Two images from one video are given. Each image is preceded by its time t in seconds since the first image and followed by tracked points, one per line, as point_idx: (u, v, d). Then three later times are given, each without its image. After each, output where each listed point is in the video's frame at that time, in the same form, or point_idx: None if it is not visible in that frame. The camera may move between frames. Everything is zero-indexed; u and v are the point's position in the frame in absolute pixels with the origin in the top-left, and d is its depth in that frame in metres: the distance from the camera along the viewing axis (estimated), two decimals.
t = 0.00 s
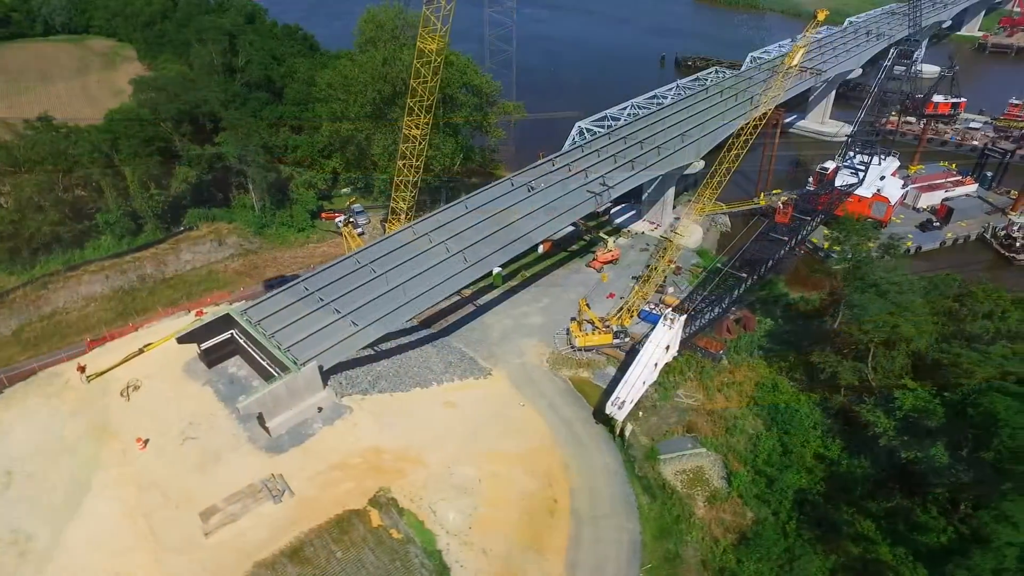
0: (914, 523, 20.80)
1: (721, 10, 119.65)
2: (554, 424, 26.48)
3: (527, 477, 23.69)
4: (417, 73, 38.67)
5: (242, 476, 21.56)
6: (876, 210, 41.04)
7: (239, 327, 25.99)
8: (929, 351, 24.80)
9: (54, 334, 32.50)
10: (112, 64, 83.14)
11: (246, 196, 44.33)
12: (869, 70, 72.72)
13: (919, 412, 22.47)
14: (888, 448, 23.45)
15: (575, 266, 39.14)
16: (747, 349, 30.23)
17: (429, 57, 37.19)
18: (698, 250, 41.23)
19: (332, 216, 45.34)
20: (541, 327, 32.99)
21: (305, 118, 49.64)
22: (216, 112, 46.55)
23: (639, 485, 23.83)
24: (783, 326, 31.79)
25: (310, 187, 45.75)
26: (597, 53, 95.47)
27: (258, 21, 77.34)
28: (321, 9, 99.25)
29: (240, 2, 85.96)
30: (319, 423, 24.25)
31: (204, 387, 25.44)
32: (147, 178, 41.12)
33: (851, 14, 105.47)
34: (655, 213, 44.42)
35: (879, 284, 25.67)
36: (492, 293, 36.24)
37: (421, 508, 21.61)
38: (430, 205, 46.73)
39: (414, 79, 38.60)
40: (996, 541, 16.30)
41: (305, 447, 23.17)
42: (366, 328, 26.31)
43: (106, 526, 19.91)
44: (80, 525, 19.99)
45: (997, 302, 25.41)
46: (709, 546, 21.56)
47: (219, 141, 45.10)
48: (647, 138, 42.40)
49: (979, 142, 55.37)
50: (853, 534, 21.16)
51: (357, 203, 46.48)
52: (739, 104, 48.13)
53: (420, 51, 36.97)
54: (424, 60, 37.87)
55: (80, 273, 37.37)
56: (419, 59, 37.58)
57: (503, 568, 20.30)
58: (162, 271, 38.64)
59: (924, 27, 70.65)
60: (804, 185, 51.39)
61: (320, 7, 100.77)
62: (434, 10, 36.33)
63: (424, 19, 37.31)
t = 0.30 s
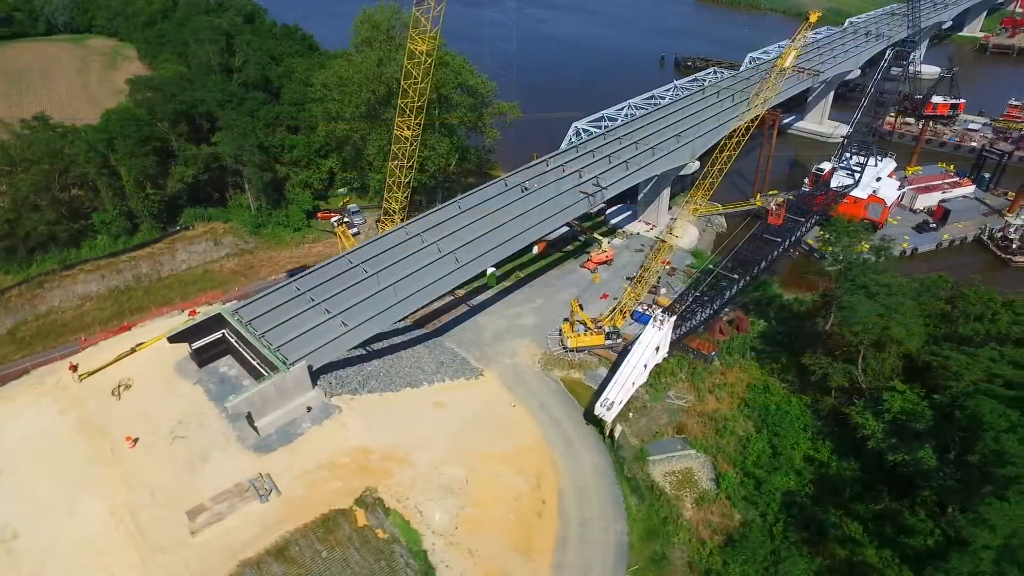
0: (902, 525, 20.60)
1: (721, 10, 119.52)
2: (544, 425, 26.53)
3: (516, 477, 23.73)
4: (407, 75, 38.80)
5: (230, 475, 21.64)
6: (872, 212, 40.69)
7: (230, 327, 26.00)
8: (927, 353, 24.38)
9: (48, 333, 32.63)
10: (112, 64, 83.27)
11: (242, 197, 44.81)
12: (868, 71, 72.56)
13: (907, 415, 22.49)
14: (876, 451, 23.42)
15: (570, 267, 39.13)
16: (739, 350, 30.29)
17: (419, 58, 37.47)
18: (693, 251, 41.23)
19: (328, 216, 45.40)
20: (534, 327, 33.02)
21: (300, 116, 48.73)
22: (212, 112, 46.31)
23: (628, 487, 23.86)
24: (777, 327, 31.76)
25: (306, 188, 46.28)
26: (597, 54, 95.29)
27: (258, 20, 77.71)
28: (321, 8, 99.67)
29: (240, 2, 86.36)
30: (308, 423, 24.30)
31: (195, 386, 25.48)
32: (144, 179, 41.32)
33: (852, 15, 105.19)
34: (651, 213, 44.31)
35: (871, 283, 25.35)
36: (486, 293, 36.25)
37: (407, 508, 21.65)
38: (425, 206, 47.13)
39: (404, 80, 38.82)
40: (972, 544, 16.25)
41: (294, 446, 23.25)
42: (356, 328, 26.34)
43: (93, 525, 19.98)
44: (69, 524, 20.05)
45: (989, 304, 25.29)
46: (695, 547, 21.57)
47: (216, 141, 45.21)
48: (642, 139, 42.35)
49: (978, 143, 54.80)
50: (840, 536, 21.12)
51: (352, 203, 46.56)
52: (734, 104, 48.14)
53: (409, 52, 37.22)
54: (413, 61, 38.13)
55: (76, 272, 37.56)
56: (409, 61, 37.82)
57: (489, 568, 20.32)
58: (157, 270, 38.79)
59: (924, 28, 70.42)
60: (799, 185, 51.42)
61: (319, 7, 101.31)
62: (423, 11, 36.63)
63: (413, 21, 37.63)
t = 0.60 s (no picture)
0: (901, 535, 20.15)
1: (736, 12, 118.65)
2: (544, 426, 26.53)
3: (514, 478, 23.76)
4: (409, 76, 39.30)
5: (229, 469, 21.87)
6: (881, 217, 39.84)
7: (234, 323, 26.25)
8: (929, 360, 24.50)
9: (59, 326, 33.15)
10: (130, 61, 84.47)
11: (251, 195, 45.52)
12: (884, 74, 71.67)
13: (909, 423, 22.08)
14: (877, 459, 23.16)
15: (575, 268, 39.05)
16: (742, 354, 30.13)
17: (421, 59, 38.04)
18: (700, 253, 40.86)
19: (336, 215, 45.66)
20: (537, 328, 33.02)
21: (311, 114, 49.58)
22: (223, 110, 46.60)
23: (625, 489, 23.80)
24: (781, 332, 31.47)
25: (315, 186, 46.05)
26: (610, 55, 95.00)
27: (271, 19, 78.60)
28: (334, 8, 100.67)
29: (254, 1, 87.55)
30: (307, 419, 24.50)
31: (198, 381, 25.75)
32: (155, 175, 41.96)
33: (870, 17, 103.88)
34: (658, 216, 44.13)
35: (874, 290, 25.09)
36: (491, 293, 36.30)
37: (403, 505, 21.76)
38: (432, 205, 47.54)
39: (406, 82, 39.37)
40: (963, 558, 16.58)
41: (292, 442, 23.45)
42: (357, 326, 26.51)
43: (94, 515, 20.27)
44: (70, 514, 20.33)
45: (996, 311, 24.86)
46: (690, 551, 21.50)
47: (226, 138, 45.71)
48: (650, 141, 42.20)
49: (994, 148, 53.51)
50: (837, 544, 20.91)
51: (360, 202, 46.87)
52: (742, 107, 47.85)
53: (412, 54, 37.75)
54: (416, 62, 38.67)
55: (88, 266, 38.22)
56: (412, 62, 38.35)
57: (483, 567, 20.38)
58: (167, 266, 39.29)
59: (942, 30, 69.40)
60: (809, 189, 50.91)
61: (333, 6, 102.30)
62: (426, 13, 37.18)
63: (416, 23, 38.34)
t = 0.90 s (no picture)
0: (930, 561, 19.30)
1: (789, 14, 115.64)
2: (566, 428, 26.46)
3: (532, 478, 23.79)
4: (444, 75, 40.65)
5: (255, 453, 22.53)
6: (927, 230, 37.97)
7: (266, 312, 26.92)
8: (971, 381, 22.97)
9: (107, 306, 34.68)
10: (186, 54, 87.85)
11: (292, 187, 46.59)
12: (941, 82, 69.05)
13: (941, 445, 21.71)
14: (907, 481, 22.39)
15: (606, 270, 38.73)
16: (773, 365, 29.39)
17: (457, 58, 39.39)
18: (734, 260, 39.89)
19: (374, 209, 46.09)
20: (565, 330, 32.93)
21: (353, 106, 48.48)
22: (268, 103, 48.02)
23: (644, 495, 23.52)
24: (814, 343, 30.60)
25: (355, 180, 46.04)
26: (655, 57, 93.82)
27: (320, 16, 80.57)
28: (381, 5, 102.59)
29: None
30: (331, 408, 25.04)
31: (230, 366, 26.53)
32: (201, 166, 43.52)
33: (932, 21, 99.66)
34: (695, 222, 43.35)
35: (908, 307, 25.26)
36: (522, 293, 36.37)
37: (419, 498, 22.03)
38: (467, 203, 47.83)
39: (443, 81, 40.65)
40: None
41: (316, 430, 24.02)
42: (385, 320, 26.95)
43: (125, 489, 21.11)
44: (104, 486, 21.20)
45: None
46: (706, 562, 21.16)
47: (270, 132, 47.18)
48: (688, 145, 41.65)
49: None
50: (861, 566, 20.23)
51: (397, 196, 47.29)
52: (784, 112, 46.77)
53: (448, 53, 39.16)
54: (452, 62, 40.04)
55: (135, 251, 39.93)
56: (448, 61, 39.74)
57: (496, 565, 20.45)
58: (209, 253, 40.67)
59: (1007, 36, 66.16)
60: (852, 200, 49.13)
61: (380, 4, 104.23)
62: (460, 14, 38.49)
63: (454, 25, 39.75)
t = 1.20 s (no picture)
0: None
1: (869, 19, 110.51)
2: (602, 431, 26.30)
3: (563, 479, 23.80)
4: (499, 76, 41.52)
5: (295, 433, 23.38)
6: (1004, 251, 35.74)
7: (316, 298, 27.87)
8: None
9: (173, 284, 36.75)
10: (262, 46, 91.75)
11: (351, 178, 48.02)
12: None
13: (997, 480, 20.16)
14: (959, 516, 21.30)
15: (655, 276, 38.05)
16: (821, 383, 28.34)
17: (512, 58, 40.03)
18: (790, 273, 38.39)
19: (430, 203, 46.73)
20: (608, 333, 32.71)
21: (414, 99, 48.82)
22: (332, 95, 49.62)
23: (675, 505, 23.14)
24: (867, 363, 29.35)
25: (411, 174, 46.86)
26: (721, 61, 91.64)
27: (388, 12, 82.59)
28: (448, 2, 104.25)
29: None
30: (370, 395, 25.61)
31: (278, 348, 27.54)
32: (265, 154, 45.36)
33: None
34: (751, 231, 41.87)
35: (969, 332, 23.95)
36: (569, 293, 36.26)
37: (449, 489, 22.38)
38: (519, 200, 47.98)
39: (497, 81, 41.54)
40: None
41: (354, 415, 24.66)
42: (429, 312, 27.46)
43: (174, 457, 22.28)
44: (155, 452, 22.48)
45: None
46: None
47: (333, 123, 48.70)
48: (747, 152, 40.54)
49: None
50: None
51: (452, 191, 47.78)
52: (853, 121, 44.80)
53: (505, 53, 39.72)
54: (507, 62, 40.75)
55: (200, 233, 42.07)
56: (504, 61, 40.51)
57: (519, 562, 20.57)
58: (269, 238, 42.36)
59: None
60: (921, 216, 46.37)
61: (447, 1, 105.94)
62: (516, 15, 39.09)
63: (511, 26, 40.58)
